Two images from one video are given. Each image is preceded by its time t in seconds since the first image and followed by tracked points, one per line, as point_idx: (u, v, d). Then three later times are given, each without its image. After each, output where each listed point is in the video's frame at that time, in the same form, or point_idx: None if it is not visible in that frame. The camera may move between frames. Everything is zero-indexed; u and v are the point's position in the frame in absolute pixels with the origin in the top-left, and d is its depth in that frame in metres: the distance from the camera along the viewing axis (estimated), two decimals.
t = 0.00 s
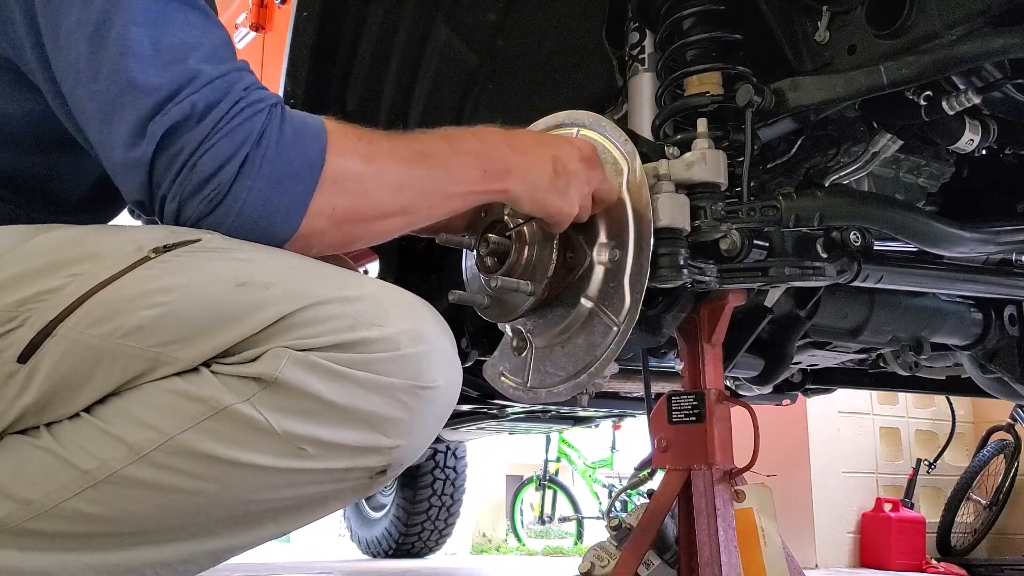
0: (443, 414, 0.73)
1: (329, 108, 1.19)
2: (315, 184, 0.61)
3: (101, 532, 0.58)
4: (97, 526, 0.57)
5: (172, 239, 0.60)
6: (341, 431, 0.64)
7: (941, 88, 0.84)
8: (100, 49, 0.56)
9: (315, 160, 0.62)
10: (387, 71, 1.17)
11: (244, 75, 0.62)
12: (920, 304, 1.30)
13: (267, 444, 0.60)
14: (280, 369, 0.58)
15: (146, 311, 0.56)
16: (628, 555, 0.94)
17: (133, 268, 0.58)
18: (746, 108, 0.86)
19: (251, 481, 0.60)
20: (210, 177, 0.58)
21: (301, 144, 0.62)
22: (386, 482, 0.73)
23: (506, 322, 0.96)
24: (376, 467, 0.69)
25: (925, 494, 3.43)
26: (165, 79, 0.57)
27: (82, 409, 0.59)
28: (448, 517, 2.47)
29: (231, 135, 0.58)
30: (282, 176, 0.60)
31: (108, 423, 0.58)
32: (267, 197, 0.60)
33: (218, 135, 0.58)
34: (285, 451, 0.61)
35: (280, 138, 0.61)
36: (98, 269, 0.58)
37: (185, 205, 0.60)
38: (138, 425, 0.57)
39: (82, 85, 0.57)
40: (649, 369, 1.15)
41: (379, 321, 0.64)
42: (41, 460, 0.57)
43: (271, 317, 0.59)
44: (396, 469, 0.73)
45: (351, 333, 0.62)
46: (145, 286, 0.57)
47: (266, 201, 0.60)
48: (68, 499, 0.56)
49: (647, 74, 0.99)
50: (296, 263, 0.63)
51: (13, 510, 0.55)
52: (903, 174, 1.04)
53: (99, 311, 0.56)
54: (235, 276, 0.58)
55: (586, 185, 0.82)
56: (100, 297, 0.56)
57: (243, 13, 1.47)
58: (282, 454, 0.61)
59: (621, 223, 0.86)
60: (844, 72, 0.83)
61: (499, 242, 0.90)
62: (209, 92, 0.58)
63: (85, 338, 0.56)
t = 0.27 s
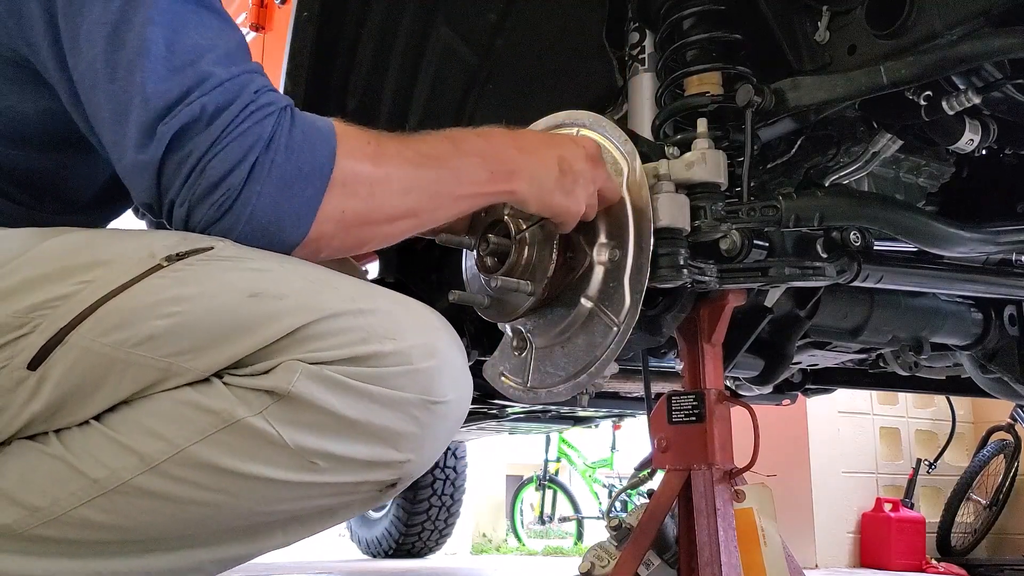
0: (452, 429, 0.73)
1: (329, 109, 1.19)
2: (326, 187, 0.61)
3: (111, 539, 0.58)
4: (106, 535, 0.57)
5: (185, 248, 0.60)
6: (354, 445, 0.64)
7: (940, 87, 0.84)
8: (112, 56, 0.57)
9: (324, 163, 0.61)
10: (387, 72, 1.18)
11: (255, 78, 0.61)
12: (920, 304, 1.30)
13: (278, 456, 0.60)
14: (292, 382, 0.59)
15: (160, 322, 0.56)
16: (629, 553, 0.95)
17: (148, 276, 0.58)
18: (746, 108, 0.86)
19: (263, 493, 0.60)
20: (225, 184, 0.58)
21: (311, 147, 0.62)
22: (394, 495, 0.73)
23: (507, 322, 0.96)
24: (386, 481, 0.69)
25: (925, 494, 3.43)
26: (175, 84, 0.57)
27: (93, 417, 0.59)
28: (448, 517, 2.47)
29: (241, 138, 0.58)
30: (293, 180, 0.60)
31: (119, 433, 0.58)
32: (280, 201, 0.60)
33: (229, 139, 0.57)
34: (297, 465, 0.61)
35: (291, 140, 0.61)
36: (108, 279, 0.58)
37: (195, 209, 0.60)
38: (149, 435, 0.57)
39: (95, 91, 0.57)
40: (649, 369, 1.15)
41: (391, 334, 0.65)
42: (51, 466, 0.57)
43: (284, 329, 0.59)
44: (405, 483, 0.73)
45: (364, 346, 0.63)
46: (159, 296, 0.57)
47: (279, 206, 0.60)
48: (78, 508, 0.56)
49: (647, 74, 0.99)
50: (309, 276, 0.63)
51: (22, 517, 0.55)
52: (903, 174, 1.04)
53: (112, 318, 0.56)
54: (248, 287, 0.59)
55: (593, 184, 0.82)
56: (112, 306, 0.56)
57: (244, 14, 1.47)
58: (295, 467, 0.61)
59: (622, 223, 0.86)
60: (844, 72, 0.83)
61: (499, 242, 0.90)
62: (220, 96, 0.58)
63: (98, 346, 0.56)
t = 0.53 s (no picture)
0: (457, 450, 0.73)
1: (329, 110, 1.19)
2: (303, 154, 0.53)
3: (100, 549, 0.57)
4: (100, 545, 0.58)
5: (183, 255, 0.60)
6: (354, 466, 0.63)
7: (940, 88, 0.84)
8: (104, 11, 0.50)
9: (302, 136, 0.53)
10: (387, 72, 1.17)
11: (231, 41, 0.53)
12: (920, 304, 1.30)
13: (278, 479, 0.60)
14: (289, 401, 0.58)
15: (151, 330, 0.56)
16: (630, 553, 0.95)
17: (142, 283, 0.57)
18: (747, 108, 0.86)
19: (262, 514, 0.60)
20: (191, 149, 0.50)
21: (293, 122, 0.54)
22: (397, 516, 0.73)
23: (507, 322, 0.95)
24: (389, 503, 0.68)
25: (925, 494, 3.43)
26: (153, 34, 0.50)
27: (83, 427, 0.59)
28: (448, 517, 2.46)
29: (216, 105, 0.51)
30: (276, 146, 0.52)
31: (108, 445, 0.58)
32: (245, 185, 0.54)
33: (204, 99, 0.50)
34: (296, 485, 0.61)
35: (272, 108, 0.52)
36: (95, 286, 0.57)
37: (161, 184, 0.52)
38: (140, 449, 0.57)
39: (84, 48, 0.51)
40: (649, 369, 1.14)
41: (394, 350, 0.64)
42: (42, 478, 0.57)
43: (283, 344, 0.59)
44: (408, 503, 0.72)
45: (364, 362, 0.62)
46: (146, 305, 0.56)
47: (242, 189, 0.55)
48: (71, 521, 0.56)
49: (647, 74, 0.99)
50: (313, 293, 0.63)
51: (18, 527, 0.56)
52: (903, 174, 1.04)
53: (100, 330, 0.56)
54: (246, 298, 0.59)
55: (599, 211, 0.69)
56: (100, 316, 0.56)
57: (244, 14, 1.47)
58: (294, 489, 0.61)
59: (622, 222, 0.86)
60: (844, 72, 0.83)
61: (499, 243, 0.91)
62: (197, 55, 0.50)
63: (86, 354, 0.56)
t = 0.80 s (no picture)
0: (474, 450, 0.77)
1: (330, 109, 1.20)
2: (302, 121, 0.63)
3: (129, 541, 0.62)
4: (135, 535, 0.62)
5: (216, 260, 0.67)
6: (380, 459, 0.68)
7: (940, 87, 0.84)
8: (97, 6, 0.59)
9: (300, 102, 0.64)
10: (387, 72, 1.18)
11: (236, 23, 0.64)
12: (920, 304, 1.30)
13: (309, 470, 0.65)
14: (322, 397, 0.63)
15: (190, 331, 0.62)
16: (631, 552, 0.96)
17: (177, 287, 0.63)
18: (747, 108, 0.86)
19: (292, 502, 0.65)
20: (201, 112, 0.60)
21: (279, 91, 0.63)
22: (417, 512, 0.77)
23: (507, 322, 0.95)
24: (408, 496, 0.73)
25: (925, 494, 3.43)
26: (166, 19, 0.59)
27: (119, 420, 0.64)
28: (448, 517, 2.46)
29: (219, 87, 0.60)
30: (277, 113, 0.63)
31: (143, 438, 0.63)
32: (247, 141, 0.62)
33: (211, 80, 0.60)
34: (324, 478, 0.66)
35: (271, 83, 0.63)
36: (132, 289, 0.63)
37: (182, 144, 0.61)
38: (173, 443, 0.62)
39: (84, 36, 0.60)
40: (649, 369, 1.14)
41: (419, 353, 0.69)
42: (78, 471, 0.62)
43: (313, 344, 0.64)
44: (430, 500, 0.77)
45: (390, 364, 0.67)
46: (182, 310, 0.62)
47: (251, 143, 0.62)
48: (106, 513, 0.61)
49: (647, 74, 0.99)
50: (348, 302, 0.68)
51: (51, 519, 0.60)
52: (903, 174, 1.04)
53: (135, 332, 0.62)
54: (282, 302, 0.65)
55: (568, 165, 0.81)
56: (136, 317, 0.61)
57: (244, 14, 1.47)
58: (322, 479, 0.66)
59: (623, 222, 0.86)
60: (844, 72, 0.83)
61: (499, 242, 0.90)
62: (202, 37, 0.61)
63: (125, 354, 0.61)
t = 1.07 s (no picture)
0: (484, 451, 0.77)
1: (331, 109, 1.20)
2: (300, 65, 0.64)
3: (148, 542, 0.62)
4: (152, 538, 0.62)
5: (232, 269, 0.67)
6: (395, 461, 0.68)
7: (941, 87, 0.84)
8: None
9: (296, 45, 0.65)
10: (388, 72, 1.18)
11: None
12: (920, 303, 1.30)
13: (325, 473, 0.65)
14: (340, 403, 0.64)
15: (211, 340, 0.62)
16: (632, 553, 0.95)
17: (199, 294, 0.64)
18: (746, 108, 0.86)
19: (307, 503, 0.65)
20: (201, 44, 0.62)
21: (276, 28, 0.65)
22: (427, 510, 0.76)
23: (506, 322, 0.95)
24: (421, 497, 0.73)
25: (925, 494, 3.43)
26: None
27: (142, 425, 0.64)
28: (448, 517, 2.46)
29: (219, 20, 0.62)
30: (273, 53, 0.64)
31: (165, 441, 0.63)
32: (244, 73, 0.63)
33: (212, 14, 0.62)
34: (338, 479, 0.66)
35: (269, 26, 0.64)
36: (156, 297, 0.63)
37: (183, 75, 0.62)
38: (195, 445, 0.63)
39: None
40: (649, 369, 1.14)
41: (432, 359, 0.69)
42: (101, 473, 0.62)
43: (331, 350, 0.65)
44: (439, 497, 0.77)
45: (403, 369, 0.67)
46: (206, 317, 0.62)
47: (248, 69, 0.63)
48: (128, 513, 0.61)
49: (647, 74, 1.00)
50: (361, 309, 0.68)
51: (75, 518, 0.60)
52: (903, 174, 1.04)
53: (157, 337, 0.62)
54: (299, 311, 0.65)
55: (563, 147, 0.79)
56: (162, 324, 0.62)
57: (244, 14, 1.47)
58: (338, 480, 0.66)
59: (622, 222, 0.85)
60: (844, 72, 0.83)
61: (499, 243, 0.89)
62: None
63: (148, 360, 0.61)
